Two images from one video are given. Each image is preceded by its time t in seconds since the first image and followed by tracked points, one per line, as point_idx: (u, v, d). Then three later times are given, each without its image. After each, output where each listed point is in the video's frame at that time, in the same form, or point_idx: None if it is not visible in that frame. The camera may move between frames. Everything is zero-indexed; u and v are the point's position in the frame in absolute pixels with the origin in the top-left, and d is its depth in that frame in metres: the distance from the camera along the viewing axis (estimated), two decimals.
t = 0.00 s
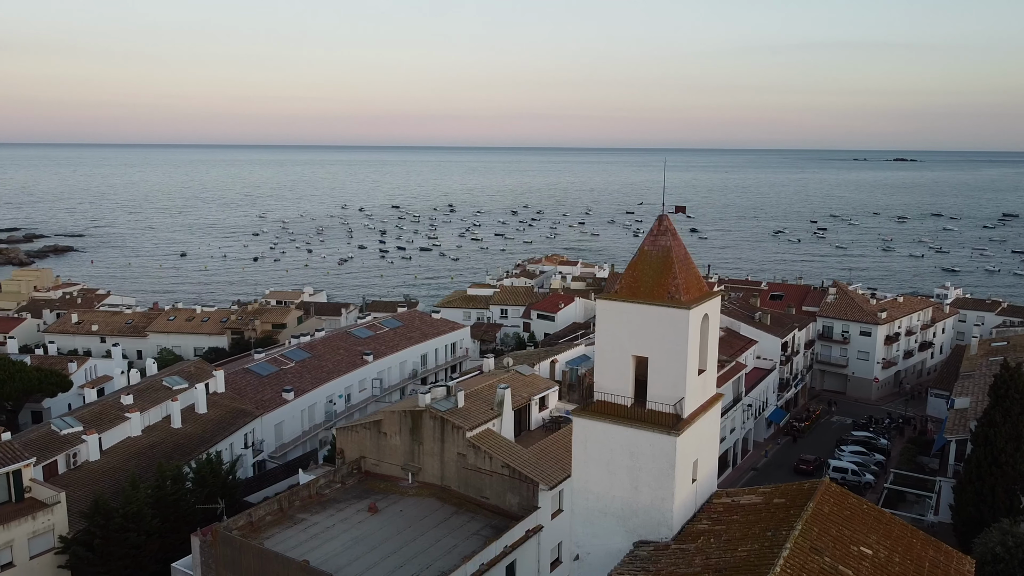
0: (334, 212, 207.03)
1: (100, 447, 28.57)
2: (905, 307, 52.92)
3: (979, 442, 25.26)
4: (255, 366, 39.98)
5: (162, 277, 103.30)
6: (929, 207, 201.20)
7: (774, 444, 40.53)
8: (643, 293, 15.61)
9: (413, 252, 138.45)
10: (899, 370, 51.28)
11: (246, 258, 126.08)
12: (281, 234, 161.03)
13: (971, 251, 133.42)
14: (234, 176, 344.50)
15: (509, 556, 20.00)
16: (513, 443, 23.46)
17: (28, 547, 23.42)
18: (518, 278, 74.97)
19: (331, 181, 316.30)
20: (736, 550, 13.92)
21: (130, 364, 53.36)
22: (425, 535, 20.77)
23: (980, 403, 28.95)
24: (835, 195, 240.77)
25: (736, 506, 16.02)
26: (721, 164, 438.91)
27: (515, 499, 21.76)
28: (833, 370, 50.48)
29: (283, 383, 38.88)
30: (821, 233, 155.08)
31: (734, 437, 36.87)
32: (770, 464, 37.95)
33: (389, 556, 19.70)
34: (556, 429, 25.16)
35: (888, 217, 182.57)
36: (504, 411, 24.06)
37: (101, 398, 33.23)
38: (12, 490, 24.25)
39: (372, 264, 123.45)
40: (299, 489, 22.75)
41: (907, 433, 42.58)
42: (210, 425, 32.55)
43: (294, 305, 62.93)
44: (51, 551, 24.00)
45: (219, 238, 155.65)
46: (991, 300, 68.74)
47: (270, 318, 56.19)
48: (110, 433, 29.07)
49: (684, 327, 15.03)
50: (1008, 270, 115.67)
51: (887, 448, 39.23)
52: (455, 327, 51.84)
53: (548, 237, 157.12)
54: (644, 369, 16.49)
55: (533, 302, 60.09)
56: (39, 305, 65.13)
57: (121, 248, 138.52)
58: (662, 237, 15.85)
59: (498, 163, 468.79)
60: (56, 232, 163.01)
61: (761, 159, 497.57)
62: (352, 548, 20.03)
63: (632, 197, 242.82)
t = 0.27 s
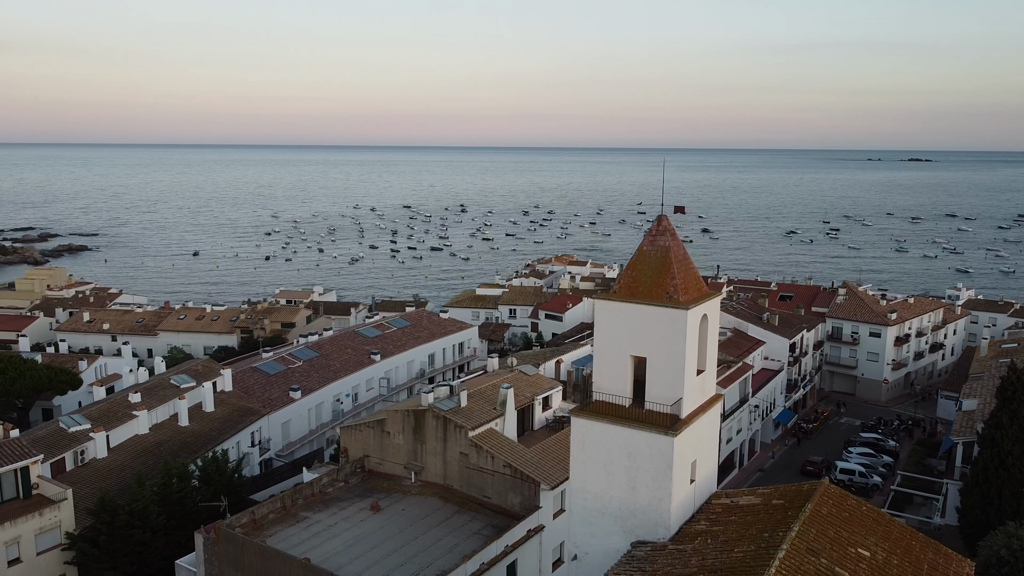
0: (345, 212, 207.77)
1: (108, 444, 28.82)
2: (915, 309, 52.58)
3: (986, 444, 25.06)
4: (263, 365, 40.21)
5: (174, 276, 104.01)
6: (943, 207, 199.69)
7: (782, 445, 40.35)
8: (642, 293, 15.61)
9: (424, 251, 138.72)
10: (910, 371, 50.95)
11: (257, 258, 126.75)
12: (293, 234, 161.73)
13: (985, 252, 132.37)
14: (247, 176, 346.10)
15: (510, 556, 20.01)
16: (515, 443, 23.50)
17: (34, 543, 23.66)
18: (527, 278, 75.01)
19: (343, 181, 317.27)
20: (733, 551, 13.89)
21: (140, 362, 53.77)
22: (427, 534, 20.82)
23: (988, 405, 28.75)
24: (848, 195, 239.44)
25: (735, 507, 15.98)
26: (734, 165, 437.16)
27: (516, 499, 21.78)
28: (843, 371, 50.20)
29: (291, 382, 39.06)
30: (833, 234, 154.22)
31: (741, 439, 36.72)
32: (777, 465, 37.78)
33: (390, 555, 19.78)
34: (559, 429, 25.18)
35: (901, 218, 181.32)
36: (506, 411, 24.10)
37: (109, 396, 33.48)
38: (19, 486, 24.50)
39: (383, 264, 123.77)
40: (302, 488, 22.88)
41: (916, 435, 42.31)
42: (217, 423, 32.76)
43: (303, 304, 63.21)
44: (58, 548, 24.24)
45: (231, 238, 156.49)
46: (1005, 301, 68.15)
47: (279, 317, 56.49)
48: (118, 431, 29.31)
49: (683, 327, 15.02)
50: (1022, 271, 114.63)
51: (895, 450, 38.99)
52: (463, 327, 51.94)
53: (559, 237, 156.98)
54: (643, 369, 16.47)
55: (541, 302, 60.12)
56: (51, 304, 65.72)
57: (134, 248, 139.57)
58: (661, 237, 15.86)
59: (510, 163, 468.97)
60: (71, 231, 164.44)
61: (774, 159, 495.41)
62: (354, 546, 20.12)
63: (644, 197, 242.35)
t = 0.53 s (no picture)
0: (358, 212, 208.43)
1: (116, 441, 29.09)
2: (927, 310, 52.19)
3: (994, 446, 24.84)
4: (271, 364, 40.42)
5: (187, 275, 104.72)
6: (958, 208, 198.06)
7: (790, 446, 40.18)
8: (641, 293, 15.61)
9: (435, 251, 138.98)
10: (921, 373, 50.57)
11: (269, 258, 127.43)
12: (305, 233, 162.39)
13: (1001, 253, 131.17)
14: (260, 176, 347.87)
15: (512, 556, 20.03)
16: (519, 442, 23.53)
17: (42, 540, 23.90)
18: (537, 278, 74.99)
19: (356, 181, 318.23)
20: (731, 552, 13.86)
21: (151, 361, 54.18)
22: (429, 533, 20.88)
23: (997, 407, 28.55)
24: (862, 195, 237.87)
25: (735, 508, 15.93)
26: (747, 165, 435.44)
27: (519, 498, 21.81)
28: (853, 373, 49.90)
29: (299, 381, 39.24)
30: (847, 235, 153.32)
31: (748, 440, 36.58)
32: (785, 467, 37.61)
33: (392, 553, 19.84)
34: (563, 429, 25.19)
35: (916, 218, 179.99)
36: (510, 411, 24.13)
37: (119, 394, 33.79)
38: (28, 483, 24.75)
39: (394, 264, 124.02)
40: (306, 486, 23.00)
41: (926, 437, 42.00)
42: (225, 421, 32.95)
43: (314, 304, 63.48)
44: (65, 544, 24.48)
45: (244, 237, 157.33)
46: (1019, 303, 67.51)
47: (289, 316, 56.78)
48: (126, 428, 29.57)
49: (682, 327, 15.00)
50: None
51: (905, 451, 38.75)
52: (472, 326, 52.02)
53: (570, 237, 156.86)
54: (643, 369, 16.47)
55: (550, 302, 60.12)
56: (65, 303, 66.30)
57: (148, 247, 140.61)
58: (660, 237, 15.87)
59: (523, 163, 468.98)
60: (86, 231, 165.81)
61: (788, 160, 493.03)
62: (356, 545, 20.19)
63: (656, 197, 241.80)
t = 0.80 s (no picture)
0: (372, 212, 209.09)
1: (127, 439, 29.38)
2: (941, 311, 51.70)
3: (1004, 449, 24.58)
4: (282, 363, 40.66)
5: (202, 275, 105.48)
6: (977, 209, 196.02)
7: (801, 448, 39.95)
8: (642, 293, 15.59)
9: (448, 251, 139.24)
10: (934, 375, 50.15)
11: (283, 257, 128.11)
12: (319, 233, 163.10)
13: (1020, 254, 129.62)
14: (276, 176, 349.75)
15: (515, 555, 20.07)
16: (524, 442, 23.55)
17: (52, 535, 24.18)
18: (549, 278, 74.92)
19: (370, 181, 319.32)
20: (730, 553, 13.82)
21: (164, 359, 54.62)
22: (432, 532, 20.93)
23: (1008, 410, 28.31)
24: (878, 196, 235.89)
25: (736, 509, 15.88)
26: (762, 166, 433.30)
27: (524, 498, 21.82)
28: (865, 374, 49.53)
29: (309, 380, 39.44)
30: (863, 235, 152.09)
31: (758, 441, 36.41)
32: (794, 468, 37.40)
33: (396, 552, 19.90)
34: (569, 429, 25.19)
35: (933, 219, 178.26)
36: (516, 410, 24.18)
37: (130, 392, 34.12)
38: (39, 479, 25.02)
39: (407, 263, 124.29)
40: (313, 484, 23.13)
41: (939, 440, 41.63)
42: (235, 419, 33.21)
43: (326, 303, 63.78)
44: (75, 540, 24.76)
45: (259, 237, 158.33)
46: None
47: (301, 315, 57.07)
48: (137, 426, 29.86)
49: (683, 327, 14.96)
50: None
51: (916, 454, 38.45)
52: (482, 326, 52.09)
53: (584, 237, 156.68)
54: (644, 369, 16.47)
55: (561, 302, 60.12)
56: (80, 301, 67.01)
57: (164, 247, 141.71)
58: (662, 237, 15.86)
59: (537, 163, 468.67)
60: (103, 230, 167.31)
61: (804, 160, 489.77)
62: (360, 543, 20.26)
63: (671, 198, 240.95)
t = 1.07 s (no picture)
0: (386, 212, 209.73)
1: (138, 436, 29.65)
2: (956, 313, 51.22)
3: (1015, 453, 24.34)
4: (292, 361, 40.89)
5: (217, 274, 106.21)
6: (996, 210, 194.04)
7: (811, 450, 39.74)
8: (643, 293, 15.59)
9: (462, 251, 139.46)
10: (948, 377, 49.70)
11: (297, 257, 128.73)
12: (333, 233, 163.76)
13: None
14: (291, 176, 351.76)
15: (518, 554, 20.09)
16: (529, 442, 23.58)
17: (63, 531, 24.45)
18: (560, 279, 74.88)
19: (385, 181, 320.42)
20: (731, 554, 13.78)
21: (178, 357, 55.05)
22: (437, 531, 20.99)
23: (1020, 413, 28.03)
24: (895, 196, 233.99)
25: (737, 510, 15.84)
26: (778, 166, 431.25)
27: (528, 498, 21.84)
28: (878, 376, 49.18)
29: (319, 378, 39.63)
30: (879, 236, 150.85)
31: (767, 442, 36.24)
32: (804, 470, 37.20)
33: (400, 550, 19.97)
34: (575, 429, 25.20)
35: (951, 220, 176.53)
36: (522, 410, 24.20)
37: (142, 390, 34.43)
38: (51, 475, 25.30)
39: (420, 263, 124.52)
40: (319, 483, 23.27)
41: (952, 443, 41.25)
42: (245, 417, 33.45)
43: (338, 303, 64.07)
44: (85, 536, 25.02)
45: (274, 236, 159.31)
46: None
47: (313, 314, 57.34)
48: (148, 423, 30.15)
49: (683, 327, 14.95)
50: None
51: (928, 457, 38.13)
52: (493, 326, 52.15)
53: (597, 237, 156.49)
54: (646, 369, 16.46)
55: (573, 302, 60.07)
56: (96, 300, 67.68)
57: (179, 246, 142.75)
58: (664, 237, 15.84)
59: (552, 163, 468.29)
60: (120, 229, 168.76)
61: (821, 160, 486.50)
62: (364, 541, 20.36)
63: (685, 198, 240.07)
